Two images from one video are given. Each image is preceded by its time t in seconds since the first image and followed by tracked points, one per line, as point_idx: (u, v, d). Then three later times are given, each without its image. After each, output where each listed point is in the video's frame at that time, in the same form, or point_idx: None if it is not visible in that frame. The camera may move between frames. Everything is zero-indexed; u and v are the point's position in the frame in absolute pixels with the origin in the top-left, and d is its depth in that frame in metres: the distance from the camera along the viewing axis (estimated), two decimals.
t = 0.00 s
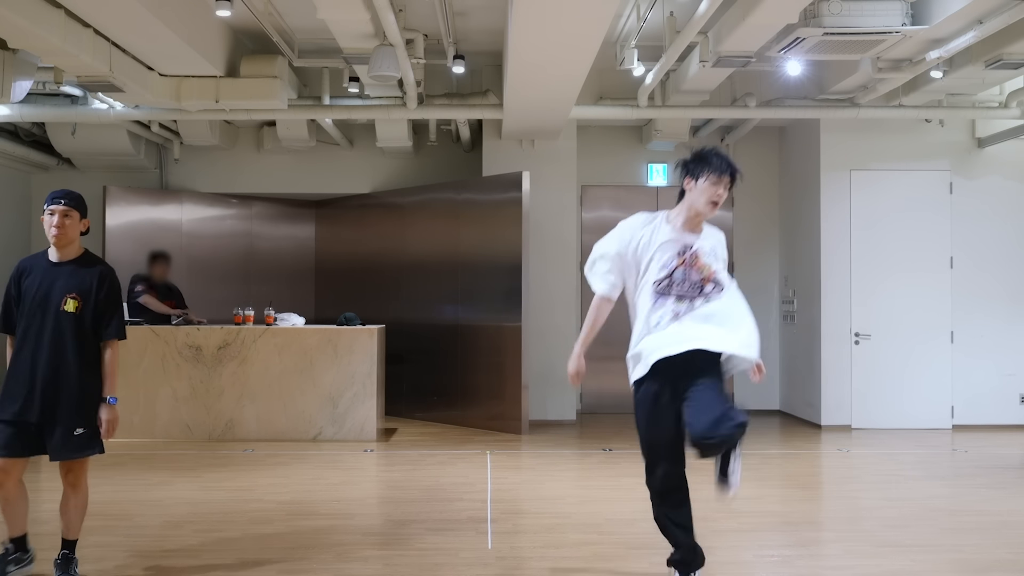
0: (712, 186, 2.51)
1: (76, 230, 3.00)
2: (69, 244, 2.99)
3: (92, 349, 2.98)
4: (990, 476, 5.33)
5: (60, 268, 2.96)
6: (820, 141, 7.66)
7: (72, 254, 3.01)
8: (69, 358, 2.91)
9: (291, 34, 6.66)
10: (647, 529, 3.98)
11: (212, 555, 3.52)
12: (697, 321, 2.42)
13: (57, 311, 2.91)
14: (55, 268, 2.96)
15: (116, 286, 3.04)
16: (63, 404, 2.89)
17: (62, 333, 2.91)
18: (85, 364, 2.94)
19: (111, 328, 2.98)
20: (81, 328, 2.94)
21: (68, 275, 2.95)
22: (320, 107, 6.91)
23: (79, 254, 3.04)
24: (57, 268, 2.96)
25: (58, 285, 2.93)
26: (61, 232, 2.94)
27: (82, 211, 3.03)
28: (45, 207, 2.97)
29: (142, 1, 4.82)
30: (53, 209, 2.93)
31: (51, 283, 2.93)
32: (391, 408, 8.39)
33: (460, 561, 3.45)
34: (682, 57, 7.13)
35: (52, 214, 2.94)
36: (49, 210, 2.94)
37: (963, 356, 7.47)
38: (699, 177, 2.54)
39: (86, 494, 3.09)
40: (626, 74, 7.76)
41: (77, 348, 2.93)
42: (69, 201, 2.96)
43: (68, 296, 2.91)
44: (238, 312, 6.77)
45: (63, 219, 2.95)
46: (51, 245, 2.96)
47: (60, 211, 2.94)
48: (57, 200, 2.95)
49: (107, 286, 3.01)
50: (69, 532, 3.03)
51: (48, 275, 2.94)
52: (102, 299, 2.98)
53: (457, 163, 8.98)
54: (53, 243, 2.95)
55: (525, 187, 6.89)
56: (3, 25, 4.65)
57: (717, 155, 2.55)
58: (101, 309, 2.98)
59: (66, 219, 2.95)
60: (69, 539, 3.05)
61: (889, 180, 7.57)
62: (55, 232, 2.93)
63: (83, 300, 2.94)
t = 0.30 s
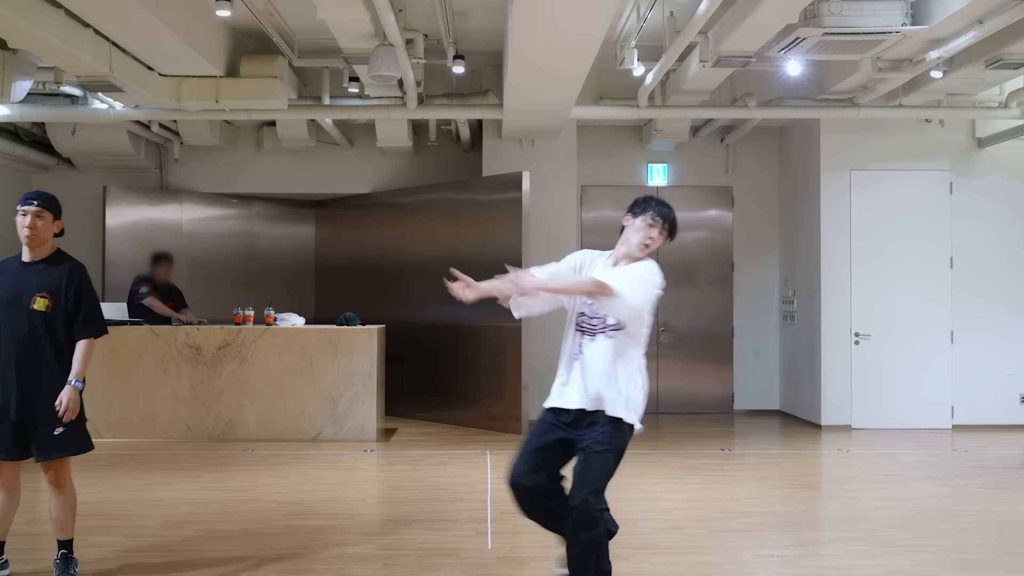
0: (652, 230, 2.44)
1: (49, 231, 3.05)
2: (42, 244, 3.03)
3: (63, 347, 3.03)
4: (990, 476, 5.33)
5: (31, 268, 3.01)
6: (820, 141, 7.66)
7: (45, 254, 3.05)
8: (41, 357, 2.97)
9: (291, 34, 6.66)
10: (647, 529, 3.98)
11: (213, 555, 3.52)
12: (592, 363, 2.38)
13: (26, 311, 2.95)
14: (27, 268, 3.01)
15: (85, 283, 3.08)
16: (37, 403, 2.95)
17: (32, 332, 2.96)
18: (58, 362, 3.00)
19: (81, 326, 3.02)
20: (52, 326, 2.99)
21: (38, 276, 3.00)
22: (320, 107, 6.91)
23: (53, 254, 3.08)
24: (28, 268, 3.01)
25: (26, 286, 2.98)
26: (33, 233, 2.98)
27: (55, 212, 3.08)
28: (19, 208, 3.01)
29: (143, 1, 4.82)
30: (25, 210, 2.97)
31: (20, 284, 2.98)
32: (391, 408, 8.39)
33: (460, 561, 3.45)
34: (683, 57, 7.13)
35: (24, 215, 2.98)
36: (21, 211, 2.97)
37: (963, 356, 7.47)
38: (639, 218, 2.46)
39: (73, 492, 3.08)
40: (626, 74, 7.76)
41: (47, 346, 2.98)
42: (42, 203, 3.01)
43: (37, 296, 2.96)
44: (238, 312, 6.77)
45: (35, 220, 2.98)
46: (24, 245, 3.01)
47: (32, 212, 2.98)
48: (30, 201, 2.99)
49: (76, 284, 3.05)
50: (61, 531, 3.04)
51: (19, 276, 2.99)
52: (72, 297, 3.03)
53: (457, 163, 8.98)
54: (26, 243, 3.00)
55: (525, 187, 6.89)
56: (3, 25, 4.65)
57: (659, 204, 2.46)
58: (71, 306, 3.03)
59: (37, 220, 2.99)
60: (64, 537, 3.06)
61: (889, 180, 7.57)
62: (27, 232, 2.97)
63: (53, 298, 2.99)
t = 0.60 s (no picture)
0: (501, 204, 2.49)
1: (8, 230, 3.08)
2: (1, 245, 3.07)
3: (32, 341, 3.04)
4: (990, 476, 5.33)
5: None
6: (820, 141, 7.66)
7: (10, 251, 3.12)
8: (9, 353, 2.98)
9: (291, 34, 6.66)
10: (647, 529, 3.98)
11: (213, 555, 3.52)
12: (513, 352, 2.38)
13: None
14: None
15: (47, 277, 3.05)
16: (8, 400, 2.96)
17: None
18: (26, 357, 3.01)
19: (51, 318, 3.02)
20: (18, 322, 3.01)
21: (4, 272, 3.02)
22: (320, 107, 6.91)
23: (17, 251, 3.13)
24: None
25: None
26: None
27: (12, 211, 3.10)
28: None
29: (143, 1, 4.82)
30: None
31: None
32: (391, 408, 8.39)
33: (460, 561, 3.45)
34: (683, 57, 7.13)
35: None
36: None
37: (963, 356, 7.47)
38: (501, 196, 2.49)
39: (67, 489, 3.09)
40: (627, 74, 7.76)
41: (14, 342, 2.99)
42: None
43: None
44: (238, 312, 6.77)
45: None
46: None
47: None
48: None
49: (40, 279, 3.04)
50: (59, 529, 3.06)
51: None
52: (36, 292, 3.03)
53: (457, 163, 8.97)
54: None
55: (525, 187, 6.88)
56: (3, 25, 4.65)
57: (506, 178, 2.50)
58: (36, 302, 3.04)
59: None
60: (62, 535, 3.07)
61: (890, 180, 7.56)
62: None
63: (16, 295, 3.00)
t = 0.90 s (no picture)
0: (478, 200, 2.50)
1: (27, 228, 3.09)
2: (17, 241, 3.09)
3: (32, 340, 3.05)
4: (990, 475, 5.33)
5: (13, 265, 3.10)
6: (820, 141, 7.66)
7: (27, 249, 3.14)
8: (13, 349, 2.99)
9: (291, 34, 6.66)
10: (646, 529, 3.98)
11: (213, 554, 3.52)
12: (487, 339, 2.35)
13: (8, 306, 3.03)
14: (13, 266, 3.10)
15: (58, 274, 3.07)
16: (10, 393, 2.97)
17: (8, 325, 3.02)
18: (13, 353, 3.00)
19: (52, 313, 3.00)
20: (26, 318, 3.03)
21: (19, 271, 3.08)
22: (320, 107, 6.91)
23: (33, 248, 3.14)
24: (10, 265, 3.10)
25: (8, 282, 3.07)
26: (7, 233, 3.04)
27: (30, 208, 3.12)
28: None
29: (143, 1, 4.82)
30: None
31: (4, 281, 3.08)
32: (391, 408, 8.39)
33: (460, 561, 3.44)
34: (683, 57, 7.14)
35: None
36: None
37: (963, 356, 7.47)
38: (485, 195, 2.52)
39: (65, 488, 3.07)
40: (627, 74, 7.76)
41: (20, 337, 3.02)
42: (14, 201, 3.05)
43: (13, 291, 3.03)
44: (238, 312, 6.77)
45: (9, 218, 3.04)
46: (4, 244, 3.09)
47: (5, 210, 3.04)
48: (6, 199, 3.05)
49: (52, 275, 3.07)
50: (58, 530, 3.04)
51: (8, 271, 3.09)
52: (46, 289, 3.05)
53: (457, 164, 8.97)
54: (5, 242, 3.08)
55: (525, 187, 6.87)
56: (3, 25, 4.66)
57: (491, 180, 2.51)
58: (46, 298, 3.05)
59: (12, 219, 3.04)
60: (62, 535, 3.06)
61: (890, 180, 7.56)
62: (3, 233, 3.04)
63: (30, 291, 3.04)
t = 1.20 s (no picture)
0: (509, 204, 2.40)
1: (36, 228, 3.11)
2: (26, 241, 3.10)
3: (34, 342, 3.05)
4: (990, 475, 5.33)
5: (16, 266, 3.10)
6: (820, 141, 7.66)
7: (33, 250, 3.13)
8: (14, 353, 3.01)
9: (291, 34, 6.66)
10: (646, 529, 3.98)
11: (213, 554, 3.53)
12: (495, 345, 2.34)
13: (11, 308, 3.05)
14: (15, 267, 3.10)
15: (59, 277, 3.06)
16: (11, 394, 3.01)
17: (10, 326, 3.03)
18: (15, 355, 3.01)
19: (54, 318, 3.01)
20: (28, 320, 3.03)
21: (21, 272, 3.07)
22: (320, 107, 6.91)
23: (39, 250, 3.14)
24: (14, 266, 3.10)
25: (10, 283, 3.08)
26: (16, 231, 3.06)
27: (41, 208, 3.13)
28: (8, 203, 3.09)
29: (144, 2, 4.83)
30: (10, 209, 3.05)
31: (7, 283, 3.08)
32: (391, 408, 8.39)
33: (460, 561, 3.45)
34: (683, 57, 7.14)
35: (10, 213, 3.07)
36: (9, 210, 3.06)
37: (963, 357, 7.47)
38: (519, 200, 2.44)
39: (66, 488, 3.06)
40: (627, 74, 7.75)
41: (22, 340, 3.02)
42: (27, 201, 3.07)
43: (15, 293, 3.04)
44: (238, 312, 6.78)
45: (20, 217, 3.06)
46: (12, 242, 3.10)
47: (17, 209, 3.06)
48: (17, 199, 3.06)
49: (52, 280, 3.05)
50: (62, 530, 3.06)
51: (12, 273, 3.10)
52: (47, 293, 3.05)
53: (457, 163, 8.97)
54: (14, 240, 3.09)
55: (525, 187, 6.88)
56: (3, 25, 4.66)
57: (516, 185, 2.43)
58: (47, 302, 3.05)
59: (24, 218, 3.06)
60: (65, 534, 3.08)
61: (889, 181, 7.56)
62: (13, 230, 3.06)
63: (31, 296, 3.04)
